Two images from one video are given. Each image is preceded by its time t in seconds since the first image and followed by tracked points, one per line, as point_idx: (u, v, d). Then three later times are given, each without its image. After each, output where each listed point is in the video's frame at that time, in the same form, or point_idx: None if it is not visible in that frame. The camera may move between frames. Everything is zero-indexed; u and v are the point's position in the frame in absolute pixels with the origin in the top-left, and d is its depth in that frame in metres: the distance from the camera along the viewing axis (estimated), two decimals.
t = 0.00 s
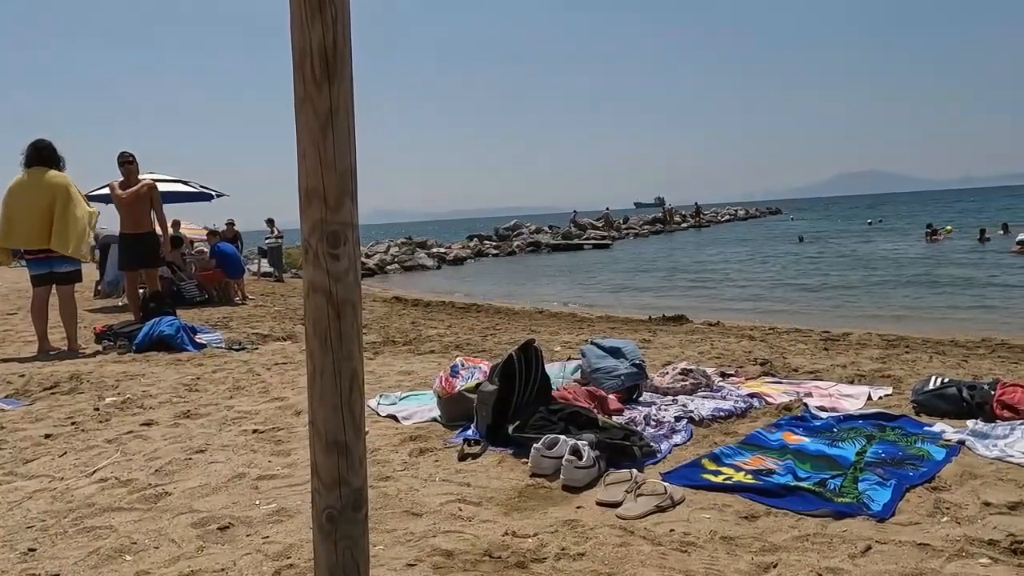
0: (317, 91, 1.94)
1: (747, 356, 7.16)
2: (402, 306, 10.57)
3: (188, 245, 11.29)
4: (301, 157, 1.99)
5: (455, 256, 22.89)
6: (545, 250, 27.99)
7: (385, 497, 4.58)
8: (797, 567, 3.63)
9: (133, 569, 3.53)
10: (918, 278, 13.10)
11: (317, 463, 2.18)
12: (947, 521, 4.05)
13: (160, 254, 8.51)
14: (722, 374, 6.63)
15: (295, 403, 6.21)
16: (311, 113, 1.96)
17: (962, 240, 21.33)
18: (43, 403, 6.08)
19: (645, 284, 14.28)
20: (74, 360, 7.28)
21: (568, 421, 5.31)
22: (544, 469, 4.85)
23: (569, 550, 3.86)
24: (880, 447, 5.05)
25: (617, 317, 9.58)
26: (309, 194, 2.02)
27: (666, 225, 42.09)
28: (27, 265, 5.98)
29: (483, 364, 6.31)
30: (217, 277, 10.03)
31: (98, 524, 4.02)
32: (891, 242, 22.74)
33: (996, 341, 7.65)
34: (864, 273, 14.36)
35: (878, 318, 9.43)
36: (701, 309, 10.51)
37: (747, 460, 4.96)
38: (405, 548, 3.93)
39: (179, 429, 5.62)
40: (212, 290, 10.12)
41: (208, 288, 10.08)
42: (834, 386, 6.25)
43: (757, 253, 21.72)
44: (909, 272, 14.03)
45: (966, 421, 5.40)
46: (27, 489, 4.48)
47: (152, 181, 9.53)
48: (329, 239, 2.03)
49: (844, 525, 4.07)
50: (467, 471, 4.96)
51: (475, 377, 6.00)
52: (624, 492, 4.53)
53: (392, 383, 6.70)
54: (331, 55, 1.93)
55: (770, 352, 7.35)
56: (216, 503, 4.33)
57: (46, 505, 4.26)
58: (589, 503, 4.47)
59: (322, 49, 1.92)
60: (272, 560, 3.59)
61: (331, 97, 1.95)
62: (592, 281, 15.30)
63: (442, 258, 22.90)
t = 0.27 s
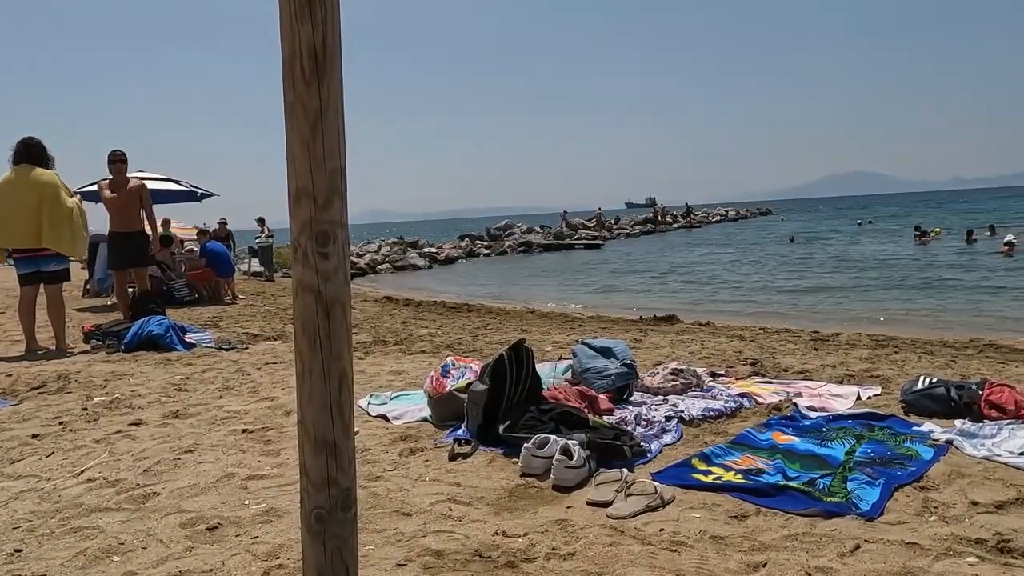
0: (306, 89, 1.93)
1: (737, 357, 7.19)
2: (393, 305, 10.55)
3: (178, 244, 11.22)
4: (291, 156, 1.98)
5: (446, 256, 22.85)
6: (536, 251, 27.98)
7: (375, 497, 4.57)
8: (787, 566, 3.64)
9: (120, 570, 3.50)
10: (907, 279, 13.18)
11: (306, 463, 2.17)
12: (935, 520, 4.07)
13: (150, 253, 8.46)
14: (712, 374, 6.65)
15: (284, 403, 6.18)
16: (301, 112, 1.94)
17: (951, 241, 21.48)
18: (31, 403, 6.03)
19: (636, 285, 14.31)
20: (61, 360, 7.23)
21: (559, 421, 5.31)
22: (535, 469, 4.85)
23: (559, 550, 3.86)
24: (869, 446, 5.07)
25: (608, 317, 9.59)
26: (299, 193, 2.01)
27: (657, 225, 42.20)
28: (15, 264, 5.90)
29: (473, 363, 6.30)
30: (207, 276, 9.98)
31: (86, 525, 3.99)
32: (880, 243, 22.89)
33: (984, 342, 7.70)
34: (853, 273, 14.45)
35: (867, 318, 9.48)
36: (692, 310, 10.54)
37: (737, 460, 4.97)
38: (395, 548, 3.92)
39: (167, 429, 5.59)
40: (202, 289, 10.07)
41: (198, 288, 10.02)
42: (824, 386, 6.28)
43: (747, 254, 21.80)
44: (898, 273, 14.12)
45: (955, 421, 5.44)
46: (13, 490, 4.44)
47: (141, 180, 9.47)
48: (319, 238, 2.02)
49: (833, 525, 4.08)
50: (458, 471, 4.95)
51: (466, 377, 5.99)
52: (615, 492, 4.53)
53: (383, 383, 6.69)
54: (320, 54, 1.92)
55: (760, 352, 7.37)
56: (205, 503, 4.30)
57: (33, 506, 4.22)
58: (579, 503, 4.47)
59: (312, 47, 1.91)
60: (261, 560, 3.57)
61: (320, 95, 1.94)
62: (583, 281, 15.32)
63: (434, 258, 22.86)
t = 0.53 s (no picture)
0: (292, 87, 1.92)
1: (725, 358, 7.21)
2: (382, 306, 10.53)
3: (165, 244, 11.15)
4: (276, 155, 1.97)
5: (435, 257, 22.80)
6: (525, 252, 27.98)
7: (362, 498, 4.55)
8: (773, 567, 3.65)
9: (104, 572, 3.47)
10: (893, 281, 13.27)
11: (291, 463, 2.15)
12: (919, 520, 4.10)
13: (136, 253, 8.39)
14: (700, 374, 6.67)
15: (271, 403, 6.15)
16: (287, 110, 1.93)
17: (937, 243, 21.68)
18: (14, 403, 5.97)
19: (625, 286, 14.33)
20: (45, 360, 7.16)
21: (547, 421, 5.31)
22: (522, 469, 4.85)
23: (546, 550, 3.85)
24: (855, 447, 5.10)
25: (597, 318, 9.60)
26: (284, 192, 2.00)
27: (646, 227, 42.34)
28: None
29: (462, 364, 6.29)
30: (194, 276, 9.91)
31: (69, 526, 3.95)
32: (867, 245, 23.06)
33: (969, 343, 7.77)
34: (840, 275, 14.54)
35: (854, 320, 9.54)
36: (680, 311, 10.57)
37: (724, 460, 4.98)
38: (382, 549, 3.90)
39: (153, 430, 5.55)
40: (189, 289, 10.00)
41: (185, 288, 9.96)
42: (810, 386, 6.31)
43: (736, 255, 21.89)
44: (884, 275, 14.21)
45: (940, 421, 5.48)
46: None
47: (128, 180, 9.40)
48: (304, 237, 2.01)
49: (819, 525, 4.10)
50: (445, 471, 4.94)
51: (454, 377, 5.98)
52: (602, 492, 4.53)
53: (371, 383, 6.66)
54: (307, 52, 1.91)
55: (747, 353, 7.40)
56: (190, 505, 4.27)
57: (15, 508, 4.18)
58: (567, 504, 4.47)
59: (298, 45, 1.90)
60: (247, 562, 3.55)
61: (306, 93, 1.92)
62: (572, 282, 15.34)
63: (423, 258, 22.82)
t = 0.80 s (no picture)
0: (274, 86, 1.90)
1: (714, 358, 7.23)
2: (372, 306, 10.50)
3: (152, 243, 11.07)
4: (258, 154, 1.95)
5: (425, 258, 22.75)
6: (516, 252, 27.97)
7: (349, 499, 4.53)
8: (759, 567, 3.66)
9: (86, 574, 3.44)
10: (881, 282, 13.35)
11: (273, 465, 2.14)
12: (904, 520, 4.12)
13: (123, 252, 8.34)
14: (688, 375, 6.68)
15: (259, 404, 6.12)
16: (269, 110, 1.92)
17: (925, 244, 21.82)
18: None
19: (615, 287, 14.35)
20: (31, 360, 7.10)
21: (535, 422, 5.30)
22: (510, 470, 4.84)
23: (533, 551, 3.85)
24: (842, 447, 5.13)
25: (586, 318, 9.60)
26: (267, 191, 1.98)
27: (636, 228, 42.44)
28: None
29: (450, 364, 6.27)
30: (182, 277, 9.86)
31: (52, 529, 3.91)
32: (855, 247, 23.20)
33: (956, 344, 7.82)
34: (829, 276, 14.61)
35: (841, 321, 9.59)
36: (669, 312, 10.59)
37: (711, 460, 4.99)
38: (368, 551, 3.89)
39: (139, 431, 5.51)
40: (177, 290, 9.95)
41: (173, 288, 9.90)
42: (798, 387, 6.33)
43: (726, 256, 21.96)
44: (873, 276, 14.29)
45: (926, 421, 5.51)
46: None
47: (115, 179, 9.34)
48: (287, 237, 1.99)
49: (805, 525, 4.11)
50: (433, 472, 4.93)
51: (442, 378, 5.97)
52: (590, 493, 4.53)
53: (359, 384, 6.64)
54: (289, 51, 1.89)
55: (736, 353, 7.42)
56: (175, 506, 4.24)
57: None
58: (554, 504, 4.47)
59: (281, 44, 1.89)
60: (232, 564, 3.52)
61: (289, 93, 1.91)
62: (562, 283, 15.35)
63: (413, 259, 22.78)
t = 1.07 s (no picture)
0: (253, 83, 1.88)
1: (700, 359, 7.25)
2: (360, 307, 10.47)
3: (138, 243, 10.99)
4: (237, 152, 1.93)
5: (414, 258, 22.72)
6: (506, 253, 27.98)
7: (333, 500, 4.50)
8: (743, 567, 3.66)
9: None
10: (868, 283, 13.43)
11: (252, 465, 2.11)
12: (888, 520, 4.13)
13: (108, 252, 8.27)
14: (675, 376, 6.69)
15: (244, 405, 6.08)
16: (248, 107, 1.89)
17: (911, 246, 21.99)
18: None
19: (604, 287, 14.36)
20: (13, 360, 7.03)
21: (521, 423, 5.29)
22: (496, 470, 4.82)
23: (517, 552, 3.83)
24: (827, 447, 5.14)
25: (575, 319, 9.61)
26: (245, 188, 1.96)
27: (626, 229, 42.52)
28: None
29: (437, 365, 6.25)
30: (169, 276, 9.79)
31: (32, 530, 3.87)
32: (842, 248, 23.34)
33: (941, 345, 7.87)
34: (816, 278, 14.69)
35: (828, 322, 9.63)
36: (657, 312, 10.61)
37: (697, 461, 5.00)
38: (352, 552, 3.86)
39: (122, 432, 5.45)
40: (163, 289, 9.88)
41: (159, 288, 9.83)
42: (784, 387, 6.35)
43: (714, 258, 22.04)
44: (859, 278, 14.38)
45: (910, 421, 5.55)
46: None
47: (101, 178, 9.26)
48: (266, 235, 1.97)
49: (789, 525, 4.12)
50: (418, 473, 4.91)
51: (428, 378, 5.94)
52: (575, 494, 4.52)
53: (346, 385, 6.62)
54: (268, 48, 1.87)
55: (723, 354, 7.44)
56: (157, 508, 4.20)
57: None
58: (539, 505, 4.46)
59: (260, 40, 1.87)
60: (214, 565, 3.49)
61: (268, 90, 1.89)
62: (551, 284, 15.35)
63: (402, 259, 22.74)
